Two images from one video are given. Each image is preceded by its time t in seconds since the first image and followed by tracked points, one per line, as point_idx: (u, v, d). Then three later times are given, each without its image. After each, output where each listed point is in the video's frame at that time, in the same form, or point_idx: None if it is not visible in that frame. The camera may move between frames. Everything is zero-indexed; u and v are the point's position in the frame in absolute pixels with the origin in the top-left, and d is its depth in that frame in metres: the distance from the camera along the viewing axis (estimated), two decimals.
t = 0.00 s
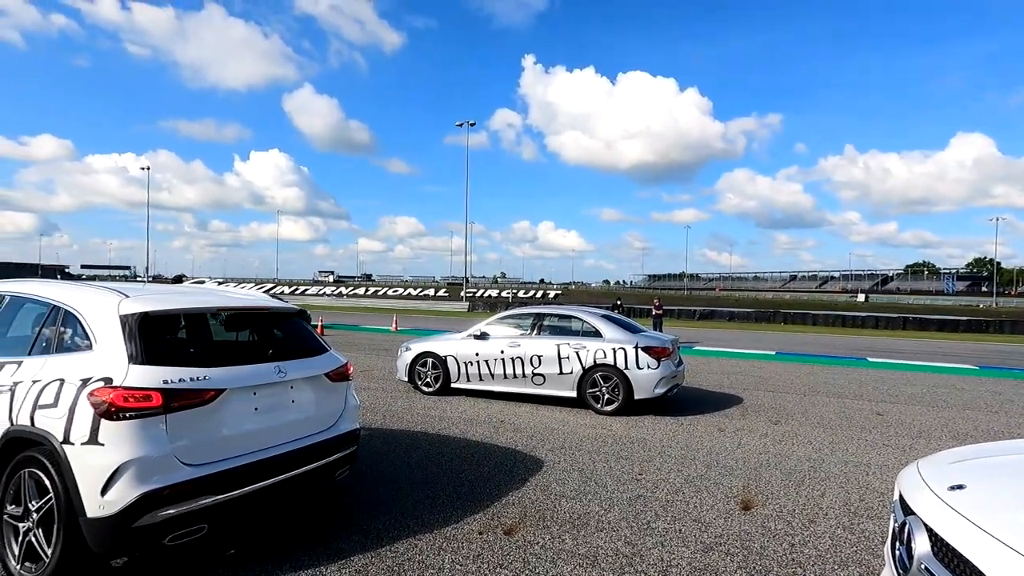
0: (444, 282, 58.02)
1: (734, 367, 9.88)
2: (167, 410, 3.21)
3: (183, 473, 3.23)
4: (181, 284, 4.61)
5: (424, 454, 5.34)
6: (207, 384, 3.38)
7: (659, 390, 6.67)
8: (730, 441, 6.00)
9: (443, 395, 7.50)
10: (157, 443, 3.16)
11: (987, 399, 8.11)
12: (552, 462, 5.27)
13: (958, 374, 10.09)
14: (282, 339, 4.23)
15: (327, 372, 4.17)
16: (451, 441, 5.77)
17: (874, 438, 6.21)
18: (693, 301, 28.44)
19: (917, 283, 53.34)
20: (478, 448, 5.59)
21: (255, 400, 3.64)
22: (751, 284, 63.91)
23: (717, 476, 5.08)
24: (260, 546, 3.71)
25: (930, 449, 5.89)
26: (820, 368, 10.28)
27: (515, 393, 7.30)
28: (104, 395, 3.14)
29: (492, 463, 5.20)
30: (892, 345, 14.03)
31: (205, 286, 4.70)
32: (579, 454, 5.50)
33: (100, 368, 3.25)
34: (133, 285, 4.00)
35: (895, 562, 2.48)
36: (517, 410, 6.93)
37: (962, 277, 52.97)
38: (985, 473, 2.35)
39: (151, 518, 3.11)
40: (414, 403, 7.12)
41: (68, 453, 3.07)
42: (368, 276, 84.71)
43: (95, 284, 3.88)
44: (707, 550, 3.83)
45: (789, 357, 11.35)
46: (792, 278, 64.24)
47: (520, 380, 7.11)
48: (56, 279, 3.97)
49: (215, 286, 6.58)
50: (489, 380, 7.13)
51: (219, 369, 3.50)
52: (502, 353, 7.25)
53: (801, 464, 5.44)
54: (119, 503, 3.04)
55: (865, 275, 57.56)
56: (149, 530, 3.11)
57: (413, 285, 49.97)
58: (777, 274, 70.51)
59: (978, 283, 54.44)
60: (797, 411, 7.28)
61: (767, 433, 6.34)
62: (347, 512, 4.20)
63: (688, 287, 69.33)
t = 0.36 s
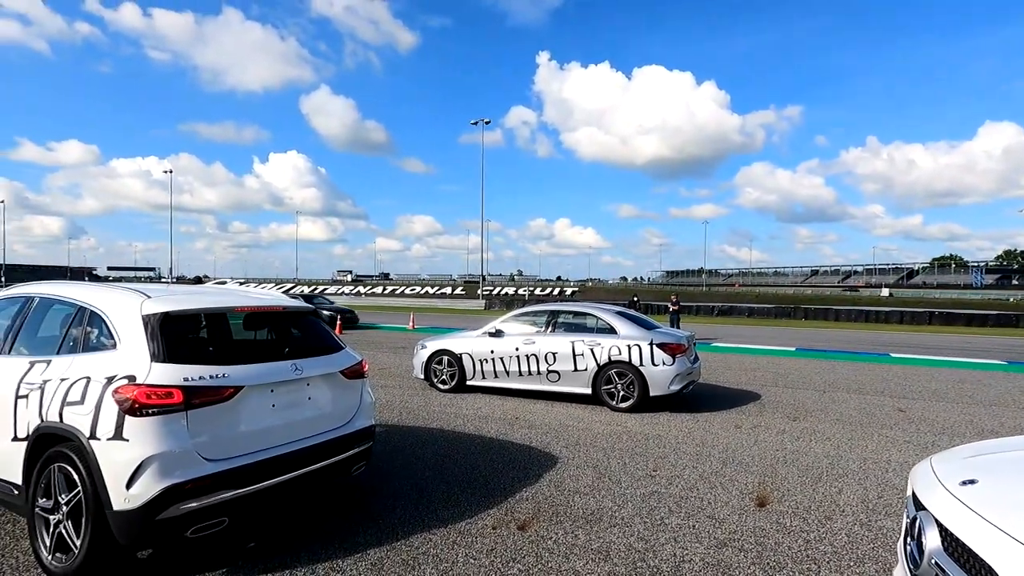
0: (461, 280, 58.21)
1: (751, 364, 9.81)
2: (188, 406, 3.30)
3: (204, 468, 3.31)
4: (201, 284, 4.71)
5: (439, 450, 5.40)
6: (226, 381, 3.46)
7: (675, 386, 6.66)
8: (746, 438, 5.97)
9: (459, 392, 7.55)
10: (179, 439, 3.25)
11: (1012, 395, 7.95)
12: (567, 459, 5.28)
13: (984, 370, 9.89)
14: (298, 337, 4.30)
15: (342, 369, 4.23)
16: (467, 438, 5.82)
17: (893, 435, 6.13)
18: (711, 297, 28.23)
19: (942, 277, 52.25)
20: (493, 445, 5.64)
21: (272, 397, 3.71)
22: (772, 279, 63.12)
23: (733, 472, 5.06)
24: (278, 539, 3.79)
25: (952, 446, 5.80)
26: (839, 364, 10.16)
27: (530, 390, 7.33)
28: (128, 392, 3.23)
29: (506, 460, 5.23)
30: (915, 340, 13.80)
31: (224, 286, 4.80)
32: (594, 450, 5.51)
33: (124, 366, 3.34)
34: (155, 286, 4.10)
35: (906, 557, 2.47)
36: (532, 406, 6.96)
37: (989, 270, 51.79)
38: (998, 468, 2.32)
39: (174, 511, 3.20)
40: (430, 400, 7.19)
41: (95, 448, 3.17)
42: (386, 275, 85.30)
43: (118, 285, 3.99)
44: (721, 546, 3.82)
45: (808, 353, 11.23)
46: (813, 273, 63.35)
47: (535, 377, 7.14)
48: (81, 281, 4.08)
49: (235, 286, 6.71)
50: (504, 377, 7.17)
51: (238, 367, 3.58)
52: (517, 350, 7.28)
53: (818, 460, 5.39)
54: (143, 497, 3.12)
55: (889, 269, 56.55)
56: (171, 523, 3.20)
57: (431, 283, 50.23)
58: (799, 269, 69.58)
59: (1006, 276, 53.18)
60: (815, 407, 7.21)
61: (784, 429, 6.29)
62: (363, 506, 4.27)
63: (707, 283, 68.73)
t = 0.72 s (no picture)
0: (471, 281, 58.32)
1: (759, 363, 9.75)
2: (189, 402, 3.35)
3: (206, 462, 3.36)
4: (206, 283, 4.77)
5: (441, 448, 5.42)
6: (227, 377, 3.51)
7: (679, 385, 6.64)
8: (750, 437, 5.94)
9: (464, 391, 7.58)
10: (181, 433, 3.30)
11: None
12: (569, 457, 5.29)
13: (997, 369, 9.75)
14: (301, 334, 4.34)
15: (343, 366, 4.27)
16: (470, 436, 5.84)
17: (900, 434, 6.06)
18: (720, 297, 28.08)
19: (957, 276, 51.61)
20: (496, 443, 5.65)
21: (274, 393, 3.75)
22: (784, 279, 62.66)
23: (735, 471, 5.04)
24: (279, 533, 3.83)
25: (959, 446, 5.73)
26: (848, 363, 10.07)
27: (535, 388, 7.33)
28: (131, 388, 3.29)
29: (508, 457, 5.25)
30: (926, 339, 13.64)
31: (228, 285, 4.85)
32: (597, 449, 5.51)
33: (128, 362, 3.40)
34: (160, 284, 4.15)
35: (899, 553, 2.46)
36: (537, 405, 6.97)
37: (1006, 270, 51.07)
38: (991, 464, 2.31)
39: (176, 504, 3.25)
40: (435, 399, 7.22)
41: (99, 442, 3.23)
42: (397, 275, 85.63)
43: (124, 283, 4.05)
44: (720, 544, 3.81)
45: (816, 353, 11.15)
46: (826, 273, 62.80)
47: (539, 376, 7.15)
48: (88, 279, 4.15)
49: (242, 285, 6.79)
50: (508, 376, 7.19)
51: (239, 363, 3.63)
52: (522, 349, 7.29)
53: (823, 459, 5.35)
54: (146, 490, 3.17)
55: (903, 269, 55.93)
56: (173, 516, 3.24)
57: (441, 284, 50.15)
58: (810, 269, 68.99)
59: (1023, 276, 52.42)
60: (822, 406, 7.16)
61: (789, 429, 6.26)
62: (364, 502, 4.30)
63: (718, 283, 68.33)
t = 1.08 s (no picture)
0: (500, 284, 58.44)
1: (787, 368, 9.49)
2: (197, 400, 3.40)
3: (213, 460, 3.40)
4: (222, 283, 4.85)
5: (454, 450, 5.40)
6: (235, 377, 3.55)
7: (700, 389, 6.50)
8: (772, 443, 5.77)
9: (482, 393, 7.56)
10: (189, 431, 3.35)
11: None
12: (583, 461, 5.22)
13: None
14: (311, 334, 4.37)
15: (353, 367, 4.29)
16: (485, 438, 5.81)
17: (933, 443, 5.82)
18: (751, 301, 27.54)
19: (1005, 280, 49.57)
20: (510, 445, 5.61)
21: (282, 392, 3.78)
22: (820, 282, 61.14)
23: (754, 478, 4.89)
24: (288, 532, 3.86)
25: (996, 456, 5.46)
26: (881, 369, 9.73)
27: (553, 391, 7.27)
28: (141, 386, 3.35)
29: (521, 461, 5.20)
30: (967, 345, 13.12)
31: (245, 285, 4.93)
32: (612, 453, 5.42)
33: (140, 361, 3.47)
34: (175, 284, 4.24)
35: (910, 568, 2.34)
36: (555, 408, 6.90)
37: None
38: (1009, 476, 2.18)
39: (184, 501, 3.29)
40: (452, 401, 7.22)
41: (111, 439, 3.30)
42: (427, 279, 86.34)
43: (141, 284, 4.15)
44: (733, 554, 3.69)
45: (848, 358, 10.82)
46: (865, 276, 61.04)
47: (557, 379, 7.08)
48: (108, 280, 4.26)
49: (265, 287, 6.91)
50: (526, 379, 7.14)
51: (247, 362, 3.67)
52: (540, 351, 7.24)
53: (848, 468, 5.16)
54: (155, 486, 3.23)
55: (946, 272, 53.99)
56: (181, 512, 3.29)
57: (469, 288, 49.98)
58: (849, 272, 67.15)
59: None
60: (851, 413, 6.92)
61: (814, 435, 6.06)
62: (374, 503, 4.31)
63: (751, 286, 67.06)
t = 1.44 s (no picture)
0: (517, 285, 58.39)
1: (798, 372, 9.29)
2: (173, 404, 3.40)
3: (190, 464, 3.39)
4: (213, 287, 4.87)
5: (446, 454, 5.36)
6: (212, 381, 3.55)
7: (702, 394, 6.36)
8: (773, 450, 5.63)
9: (483, 396, 7.51)
10: (164, 435, 3.35)
11: None
12: (576, 466, 5.14)
13: None
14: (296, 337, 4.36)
15: (338, 371, 4.26)
16: (480, 442, 5.75)
17: (942, 450, 5.62)
18: (770, 302, 27.11)
19: None
20: (504, 450, 5.55)
21: (261, 396, 3.77)
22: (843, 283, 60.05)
23: (750, 486, 4.77)
24: (270, 537, 3.84)
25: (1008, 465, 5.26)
26: (897, 373, 9.47)
27: (554, 394, 7.19)
28: (117, 390, 3.36)
29: (513, 465, 5.13)
30: (990, 348, 12.73)
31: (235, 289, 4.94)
32: (607, 458, 5.32)
33: (118, 365, 3.49)
34: (161, 288, 4.26)
35: None
36: (554, 412, 6.82)
37: None
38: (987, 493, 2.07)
39: (160, 505, 3.29)
40: (452, 404, 7.18)
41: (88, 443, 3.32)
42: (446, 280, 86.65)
43: (128, 287, 4.18)
44: (720, 565, 3.58)
45: (862, 361, 10.56)
46: (890, 277, 59.79)
47: (558, 382, 7.00)
48: (96, 283, 4.30)
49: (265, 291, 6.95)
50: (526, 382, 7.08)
51: (226, 366, 3.66)
52: (540, 354, 7.17)
53: (850, 476, 5.00)
54: (129, 490, 3.24)
55: (975, 272, 52.65)
56: (157, 516, 3.29)
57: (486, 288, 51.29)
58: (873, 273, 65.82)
59: None
60: (859, 418, 6.73)
61: (819, 442, 5.90)
62: (360, 508, 4.27)
63: (773, 287, 66.12)
